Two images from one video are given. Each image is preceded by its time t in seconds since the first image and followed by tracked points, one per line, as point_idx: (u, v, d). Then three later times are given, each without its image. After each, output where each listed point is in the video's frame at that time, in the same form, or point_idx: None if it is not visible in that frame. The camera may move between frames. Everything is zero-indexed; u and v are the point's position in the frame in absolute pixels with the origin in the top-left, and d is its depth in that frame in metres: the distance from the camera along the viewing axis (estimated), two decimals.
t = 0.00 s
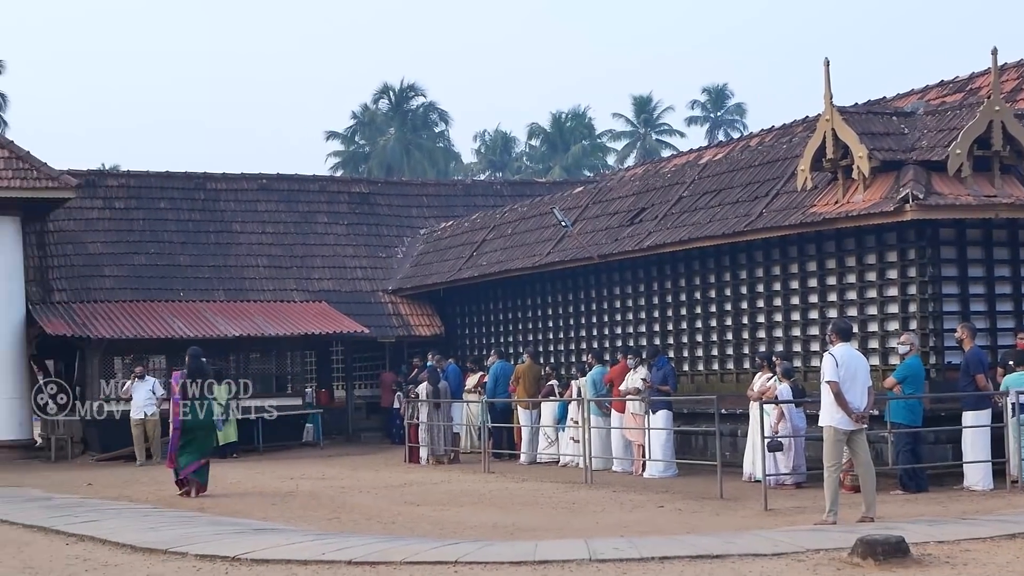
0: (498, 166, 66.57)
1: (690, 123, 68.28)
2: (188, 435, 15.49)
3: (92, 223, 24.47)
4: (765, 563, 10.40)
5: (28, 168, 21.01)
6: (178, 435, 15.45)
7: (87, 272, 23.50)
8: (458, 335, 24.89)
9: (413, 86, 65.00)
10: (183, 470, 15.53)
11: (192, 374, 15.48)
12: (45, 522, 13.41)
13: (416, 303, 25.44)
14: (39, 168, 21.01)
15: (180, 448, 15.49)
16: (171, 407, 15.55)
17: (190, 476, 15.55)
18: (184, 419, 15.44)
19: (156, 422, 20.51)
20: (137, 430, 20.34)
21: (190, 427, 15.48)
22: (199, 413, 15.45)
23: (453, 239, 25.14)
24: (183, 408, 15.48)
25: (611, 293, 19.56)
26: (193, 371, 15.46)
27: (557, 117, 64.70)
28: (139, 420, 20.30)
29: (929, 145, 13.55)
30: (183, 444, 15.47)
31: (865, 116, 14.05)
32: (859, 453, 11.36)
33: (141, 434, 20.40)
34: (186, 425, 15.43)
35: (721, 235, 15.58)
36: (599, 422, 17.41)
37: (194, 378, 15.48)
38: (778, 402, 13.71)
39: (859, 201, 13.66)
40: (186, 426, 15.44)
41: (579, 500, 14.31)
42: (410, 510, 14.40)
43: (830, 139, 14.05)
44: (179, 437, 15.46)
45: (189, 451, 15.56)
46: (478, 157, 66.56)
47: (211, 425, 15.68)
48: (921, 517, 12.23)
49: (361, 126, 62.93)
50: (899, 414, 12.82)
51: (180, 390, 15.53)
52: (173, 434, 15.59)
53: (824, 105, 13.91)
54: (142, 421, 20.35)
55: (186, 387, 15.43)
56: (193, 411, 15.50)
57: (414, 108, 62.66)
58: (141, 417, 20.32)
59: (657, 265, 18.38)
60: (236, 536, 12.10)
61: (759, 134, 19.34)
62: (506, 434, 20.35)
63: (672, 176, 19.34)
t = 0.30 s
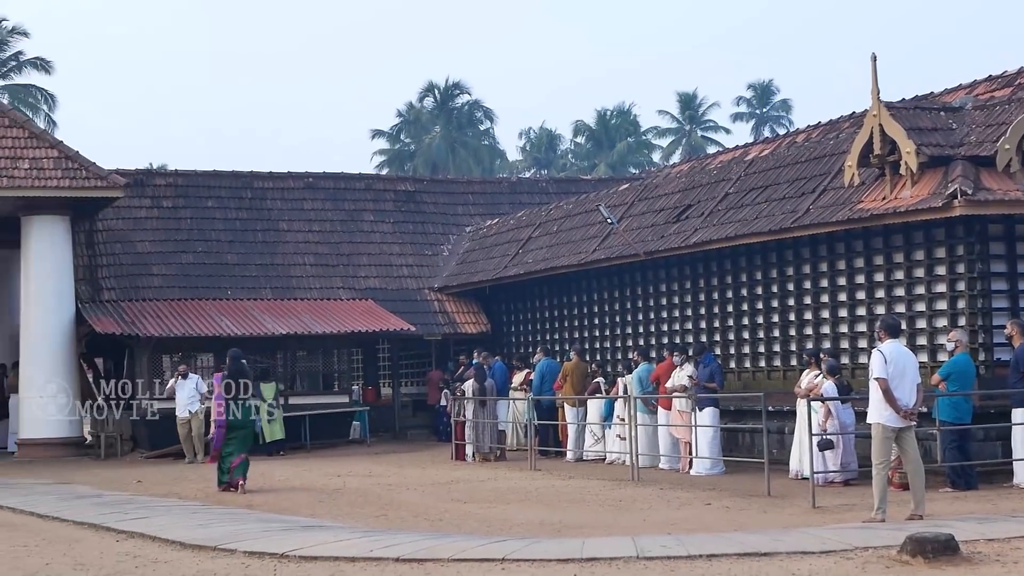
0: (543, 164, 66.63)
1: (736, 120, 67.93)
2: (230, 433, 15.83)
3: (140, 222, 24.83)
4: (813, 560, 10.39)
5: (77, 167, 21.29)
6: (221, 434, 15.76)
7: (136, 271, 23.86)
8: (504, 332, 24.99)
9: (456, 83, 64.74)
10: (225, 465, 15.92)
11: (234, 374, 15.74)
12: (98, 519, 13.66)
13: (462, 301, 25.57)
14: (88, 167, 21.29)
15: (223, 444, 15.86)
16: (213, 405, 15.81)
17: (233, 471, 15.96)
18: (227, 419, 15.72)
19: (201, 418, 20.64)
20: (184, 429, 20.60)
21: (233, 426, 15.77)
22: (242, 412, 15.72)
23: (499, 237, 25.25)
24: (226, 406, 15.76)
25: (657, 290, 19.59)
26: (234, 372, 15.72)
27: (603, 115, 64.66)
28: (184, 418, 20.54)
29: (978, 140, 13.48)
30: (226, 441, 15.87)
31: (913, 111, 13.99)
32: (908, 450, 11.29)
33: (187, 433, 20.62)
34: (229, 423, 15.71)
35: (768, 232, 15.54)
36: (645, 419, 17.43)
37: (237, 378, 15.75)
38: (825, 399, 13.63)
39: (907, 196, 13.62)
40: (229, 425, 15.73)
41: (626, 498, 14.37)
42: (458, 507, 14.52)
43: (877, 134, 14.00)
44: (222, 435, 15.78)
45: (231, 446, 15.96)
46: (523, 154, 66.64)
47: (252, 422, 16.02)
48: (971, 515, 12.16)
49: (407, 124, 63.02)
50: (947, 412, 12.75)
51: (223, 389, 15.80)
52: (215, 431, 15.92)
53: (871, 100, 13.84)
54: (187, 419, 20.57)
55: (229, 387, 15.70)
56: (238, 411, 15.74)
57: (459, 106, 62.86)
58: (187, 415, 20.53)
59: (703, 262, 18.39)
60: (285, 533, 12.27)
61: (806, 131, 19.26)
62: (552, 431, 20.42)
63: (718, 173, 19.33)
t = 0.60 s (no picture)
0: (585, 161, 66.59)
1: (778, 117, 67.54)
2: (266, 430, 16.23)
3: (184, 222, 25.13)
4: (857, 558, 10.38)
5: (122, 167, 21.60)
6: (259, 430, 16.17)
7: (180, 270, 24.16)
8: (546, 330, 25.07)
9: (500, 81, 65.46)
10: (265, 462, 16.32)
11: (271, 372, 16.18)
12: (145, 516, 13.88)
13: (504, 299, 25.69)
14: (132, 167, 21.60)
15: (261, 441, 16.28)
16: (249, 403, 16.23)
17: (274, 466, 16.40)
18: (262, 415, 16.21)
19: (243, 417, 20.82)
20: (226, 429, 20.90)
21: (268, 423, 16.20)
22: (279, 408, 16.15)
23: (540, 235, 25.33)
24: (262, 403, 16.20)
25: (699, 287, 19.61)
26: (272, 370, 16.17)
27: (644, 112, 64.58)
28: (227, 417, 20.81)
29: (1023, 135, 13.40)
30: (264, 438, 16.17)
31: (957, 106, 13.91)
32: (954, 447, 11.23)
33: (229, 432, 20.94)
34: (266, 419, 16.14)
35: (811, 229, 15.50)
36: (688, 417, 17.48)
37: (275, 376, 16.18)
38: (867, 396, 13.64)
39: (951, 192, 13.57)
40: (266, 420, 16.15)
41: (668, 495, 14.41)
42: (501, 504, 14.62)
43: (920, 130, 13.91)
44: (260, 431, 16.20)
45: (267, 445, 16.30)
46: (564, 152, 66.65)
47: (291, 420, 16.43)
48: (1017, 513, 12.08)
49: (448, 122, 63.50)
50: (991, 409, 12.66)
51: (260, 386, 16.24)
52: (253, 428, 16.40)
53: (915, 96, 13.79)
54: (229, 418, 20.83)
55: (267, 384, 16.13)
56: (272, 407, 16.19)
57: (500, 105, 63.01)
58: (229, 415, 20.76)
59: (745, 259, 18.38)
60: (329, 530, 12.41)
61: (849, 126, 19.17)
62: (595, 429, 20.55)
63: (760, 170, 19.29)
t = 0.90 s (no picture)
0: (619, 159, 66.55)
1: (813, 113, 67.20)
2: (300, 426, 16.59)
3: (221, 220, 25.36)
4: (893, 556, 10.37)
5: (158, 166, 21.85)
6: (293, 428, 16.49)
7: (216, 268, 24.40)
8: (581, 327, 25.14)
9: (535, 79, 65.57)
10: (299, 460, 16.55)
11: (306, 371, 16.61)
12: (183, 514, 14.07)
13: (539, 296, 25.76)
14: (169, 166, 21.85)
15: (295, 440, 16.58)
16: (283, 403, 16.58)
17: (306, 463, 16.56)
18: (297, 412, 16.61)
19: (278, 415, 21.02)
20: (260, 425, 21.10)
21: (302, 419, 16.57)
22: (313, 406, 16.53)
23: (575, 232, 25.39)
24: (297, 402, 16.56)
25: (734, 285, 19.61)
26: (306, 369, 16.60)
27: (679, 109, 64.51)
28: (262, 414, 21.00)
29: None
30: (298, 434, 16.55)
31: (993, 102, 13.99)
32: (992, 445, 11.18)
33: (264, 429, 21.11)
34: (301, 417, 16.47)
35: (847, 227, 15.47)
36: (723, 414, 17.49)
37: (309, 375, 16.60)
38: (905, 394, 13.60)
39: (988, 189, 13.52)
40: (301, 418, 16.49)
41: (704, 493, 14.43)
42: (536, 502, 14.70)
43: (958, 127, 13.98)
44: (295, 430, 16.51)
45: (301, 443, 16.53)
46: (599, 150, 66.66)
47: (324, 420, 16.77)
48: None
49: (483, 120, 63.64)
50: None
51: (295, 386, 16.62)
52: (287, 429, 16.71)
53: (951, 92, 13.92)
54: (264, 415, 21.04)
55: (302, 383, 16.51)
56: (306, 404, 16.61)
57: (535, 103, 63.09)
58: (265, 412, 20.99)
59: (782, 257, 18.37)
60: (365, 528, 12.53)
61: (885, 123, 19.10)
62: (630, 427, 20.66)
63: (796, 167, 19.26)
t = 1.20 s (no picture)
0: (652, 157, 66.48)
1: (847, 111, 66.83)
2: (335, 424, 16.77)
3: (254, 219, 25.56)
4: (929, 556, 10.35)
5: (192, 165, 22.07)
6: (328, 424, 16.71)
7: (250, 267, 24.60)
8: (614, 326, 25.18)
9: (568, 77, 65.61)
10: (333, 455, 16.84)
11: (339, 368, 16.79)
12: (217, 512, 14.22)
13: (572, 295, 25.81)
14: (203, 165, 22.08)
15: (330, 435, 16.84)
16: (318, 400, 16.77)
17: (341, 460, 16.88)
18: (331, 409, 16.71)
19: (309, 414, 20.97)
20: (291, 420, 21.11)
21: (336, 417, 16.72)
22: (347, 403, 16.73)
23: (609, 231, 25.42)
24: (332, 398, 16.74)
25: (769, 284, 19.60)
26: (340, 366, 16.76)
27: (712, 106, 64.34)
28: (293, 412, 20.97)
29: None
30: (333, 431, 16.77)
31: None
32: None
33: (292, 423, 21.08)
34: (335, 414, 16.68)
35: (882, 225, 15.43)
36: (758, 413, 17.48)
37: (343, 373, 16.79)
38: (942, 392, 13.55)
39: None
40: (336, 415, 16.70)
41: (739, 492, 14.43)
42: (570, 501, 14.74)
43: (993, 124, 13.98)
44: (330, 426, 16.75)
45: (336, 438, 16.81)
46: (632, 148, 66.59)
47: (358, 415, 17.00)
48: None
49: (515, 119, 63.73)
50: None
51: (329, 383, 16.80)
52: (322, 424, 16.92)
53: (986, 89, 13.91)
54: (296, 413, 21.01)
55: (336, 381, 16.69)
56: (341, 401, 16.73)
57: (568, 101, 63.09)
58: (297, 409, 20.94)
59: (816, 255, 18.34)
60: (399, 526, 12.63)
61: (920, 120, 19.02)
62: (663, 426, 20.78)
63: (830, 165, 19.22)
